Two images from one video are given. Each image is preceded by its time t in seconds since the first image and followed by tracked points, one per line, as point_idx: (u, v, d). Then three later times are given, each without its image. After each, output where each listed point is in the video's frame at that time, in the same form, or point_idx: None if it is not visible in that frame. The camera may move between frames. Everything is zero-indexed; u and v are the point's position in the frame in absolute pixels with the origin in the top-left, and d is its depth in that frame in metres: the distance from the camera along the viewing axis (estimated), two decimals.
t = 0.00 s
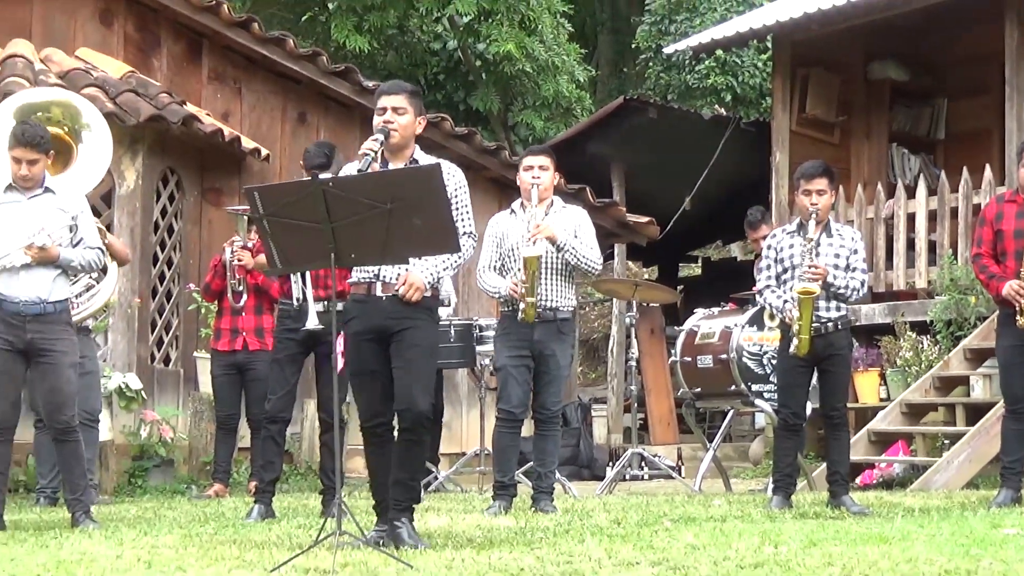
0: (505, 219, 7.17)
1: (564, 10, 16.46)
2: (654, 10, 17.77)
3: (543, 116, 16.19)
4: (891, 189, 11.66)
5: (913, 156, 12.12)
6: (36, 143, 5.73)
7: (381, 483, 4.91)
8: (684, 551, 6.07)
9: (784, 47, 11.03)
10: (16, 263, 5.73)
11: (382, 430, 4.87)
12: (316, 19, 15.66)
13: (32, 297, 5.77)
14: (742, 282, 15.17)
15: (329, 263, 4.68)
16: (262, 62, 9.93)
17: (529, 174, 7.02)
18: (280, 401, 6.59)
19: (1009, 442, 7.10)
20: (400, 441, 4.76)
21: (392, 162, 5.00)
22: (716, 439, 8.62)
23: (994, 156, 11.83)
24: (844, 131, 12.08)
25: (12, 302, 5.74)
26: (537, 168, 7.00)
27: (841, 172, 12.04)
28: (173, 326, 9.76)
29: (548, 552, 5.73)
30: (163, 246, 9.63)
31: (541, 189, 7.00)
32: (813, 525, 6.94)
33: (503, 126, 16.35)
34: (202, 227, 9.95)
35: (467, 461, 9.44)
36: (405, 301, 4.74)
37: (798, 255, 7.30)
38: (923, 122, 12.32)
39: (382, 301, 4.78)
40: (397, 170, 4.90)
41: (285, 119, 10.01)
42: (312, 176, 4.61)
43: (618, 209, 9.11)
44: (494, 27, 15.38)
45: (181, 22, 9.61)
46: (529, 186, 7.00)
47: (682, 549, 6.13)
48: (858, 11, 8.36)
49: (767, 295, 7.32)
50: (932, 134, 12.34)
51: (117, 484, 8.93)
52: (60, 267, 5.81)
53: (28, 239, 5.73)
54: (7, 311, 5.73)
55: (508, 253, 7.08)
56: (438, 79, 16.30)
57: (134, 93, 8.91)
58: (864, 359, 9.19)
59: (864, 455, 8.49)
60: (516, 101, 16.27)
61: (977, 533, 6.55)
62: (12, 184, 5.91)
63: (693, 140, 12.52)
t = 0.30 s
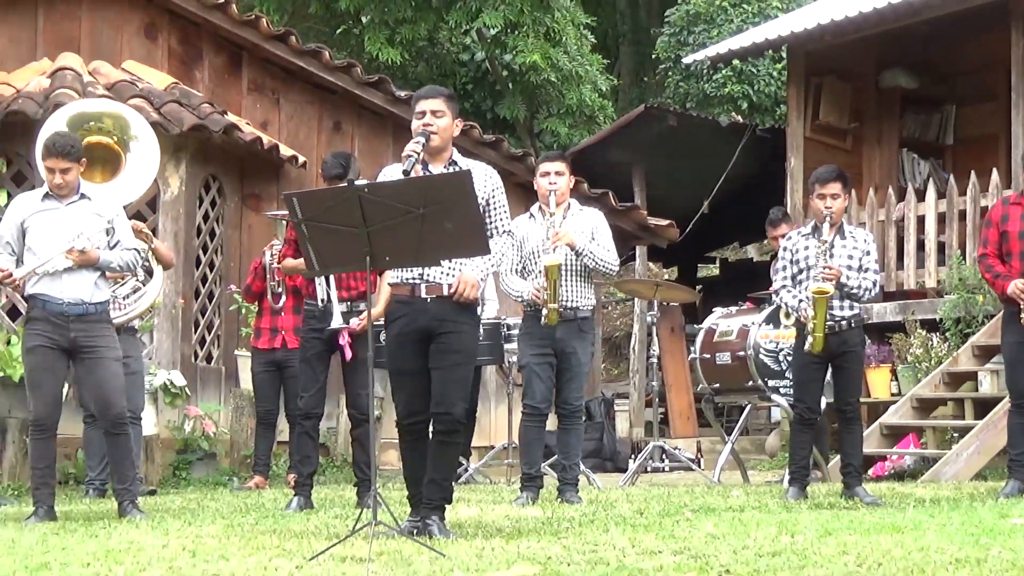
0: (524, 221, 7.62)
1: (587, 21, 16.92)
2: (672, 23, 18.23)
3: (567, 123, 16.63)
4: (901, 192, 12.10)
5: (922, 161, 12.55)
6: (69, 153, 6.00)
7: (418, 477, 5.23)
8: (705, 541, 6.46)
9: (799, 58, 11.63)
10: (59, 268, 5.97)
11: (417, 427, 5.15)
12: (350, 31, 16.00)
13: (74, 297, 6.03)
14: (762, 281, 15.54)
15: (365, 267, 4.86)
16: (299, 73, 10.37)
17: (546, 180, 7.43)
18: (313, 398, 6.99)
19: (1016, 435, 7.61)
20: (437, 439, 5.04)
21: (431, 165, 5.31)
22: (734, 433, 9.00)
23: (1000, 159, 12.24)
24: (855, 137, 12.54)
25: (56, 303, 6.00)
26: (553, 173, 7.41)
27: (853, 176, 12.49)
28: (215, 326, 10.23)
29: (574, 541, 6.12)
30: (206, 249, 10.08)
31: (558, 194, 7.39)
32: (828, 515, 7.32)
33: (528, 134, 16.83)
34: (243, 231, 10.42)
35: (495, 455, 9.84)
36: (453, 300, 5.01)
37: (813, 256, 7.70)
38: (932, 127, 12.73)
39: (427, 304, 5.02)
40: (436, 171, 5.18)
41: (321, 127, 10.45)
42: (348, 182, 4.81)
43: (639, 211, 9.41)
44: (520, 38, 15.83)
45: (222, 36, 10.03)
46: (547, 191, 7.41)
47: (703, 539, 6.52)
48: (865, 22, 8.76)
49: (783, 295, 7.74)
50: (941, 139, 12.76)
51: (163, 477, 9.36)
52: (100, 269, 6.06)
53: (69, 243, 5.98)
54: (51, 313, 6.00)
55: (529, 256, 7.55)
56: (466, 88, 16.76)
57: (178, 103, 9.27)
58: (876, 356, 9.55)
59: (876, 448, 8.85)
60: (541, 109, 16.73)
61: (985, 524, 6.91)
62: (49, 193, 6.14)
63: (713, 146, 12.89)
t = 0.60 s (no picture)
0: (540, 226, 8.08)
1: (605, 33, 17.43)
2: (688, 34, 19.16)
3: (587, 131, 17.11)
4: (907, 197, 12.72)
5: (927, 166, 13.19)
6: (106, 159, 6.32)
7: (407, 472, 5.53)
8: (719, 531, 6.86)
9: (808, 69, 12.11)
10: (98, 270, 6.32)
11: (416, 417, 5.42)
12: (378, 45, 16.59)
13: (114, 299, 6.39)
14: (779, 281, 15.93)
15: (394, 270, 5.18)
16: (330, 85, 10.83)
17: (559, 186, 7.87)
18: (339, 397, 7.45)
19: (1016, 430, 7.97)
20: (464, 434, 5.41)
21: (466, 171, 5.66)
22: (747, 428, 9.39)
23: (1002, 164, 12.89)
24: (863, 144, 13.15)
25: (97, 304, 6.36)
26: (566, 180, 7.85)
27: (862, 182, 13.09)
28: (250, 326, 10.70)
29: (594, 532, 6.53)
30: (241, 253, 10.55)
31: (571, 200, 7.83)
32: (838, 507, 7.71)
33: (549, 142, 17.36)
34: (277, 236, 10.89)
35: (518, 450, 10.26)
36: (485, 301, 5.43)
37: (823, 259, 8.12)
38: (937, 135, 13.38)
39: (462, 303, 5.40)
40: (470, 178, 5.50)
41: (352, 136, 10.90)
42: (377, 190, 5.10)
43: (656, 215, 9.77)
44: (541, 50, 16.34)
45: (257, 49, 10.49)
46: (561, 197, 7.85)
47: (718, 530, 6.92)
48: (871, 34, 9.15)
49: (794, 296, 8.17)
50: (945, 145, 13.41)
51: (201, 472, 9.80)
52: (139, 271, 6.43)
53: (108, 246, 6.33)
54: (92, 314, 6.35)
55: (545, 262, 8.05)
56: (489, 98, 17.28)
57: (215, 114, 9.69)
58: (883, 354, 9.94)
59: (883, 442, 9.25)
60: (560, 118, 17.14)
61: (989, 515, 7.28)
62: (88, 200, 6.49)
63: (729, 153, 13.30)
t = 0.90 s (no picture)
0: (556, 231, 8.55)
1: (620, 46, 18.04)
2: (699, 46, 19.61)
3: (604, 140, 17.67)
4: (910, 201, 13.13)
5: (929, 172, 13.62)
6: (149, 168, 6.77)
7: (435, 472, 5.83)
8: (733, 521, 7.28)
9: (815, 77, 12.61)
10: (144, 280, 6.72)
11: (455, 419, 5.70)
12: (404, 57, 17.06)
13: (160, 302, 6.81)
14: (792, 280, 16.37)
15: (421, 272, 5.42)
16: (358, 96, 11.32)
17: (573, 192, 8.36)
18: (369, 393, 7.95)
19: (1018, 424, 8.39)
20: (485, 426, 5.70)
21: (489, 175, 6.03)
22: (758, 423, 9.80)
23: (1002, 169, 13.31)
24: (868, 150, 13.55)
25: (143, 307, 6.78)
26: (580, 185, 8.33)
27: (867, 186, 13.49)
28: (283, 326, 11.19)
29: (613, 522, 6.97)
30: (274, 256, 11.04)
31: (585, 204, 8.34)
32: (847, 498, 8.13)
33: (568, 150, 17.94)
34: (308, 240, 11.38)
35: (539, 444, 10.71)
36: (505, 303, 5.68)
37: (831, 260, 8.58)
38: (939, 141, 13.84)
39: (486, 302, 5.67)
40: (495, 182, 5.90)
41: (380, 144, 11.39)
42: (405, 195, 5.34)
43: (669, 219, 10.17)
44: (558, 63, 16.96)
45: (290, 61, 11.01)
46: (575, 202, 8.35)
47: (731, 520, 7.34)
48: (874, 47, 9.59)
49: (805, 297, 8.66)
50: (947, 151, 13.85)
51: (238, 466, 10.26)
52: (182, 277, 6.84)
53: (151, 257, 6.73)
54: (139, 316, 6.78)
55: (560, 265, 8.53)
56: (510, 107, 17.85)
57: (249, 124, 10.15)
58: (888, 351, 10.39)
59: (889, 436, 9.67)
60: (579, 126, 17.97)
61: (992, 506, 7.68)
62: (133, 211, 6.89)
63: (742, 158, 13.72)
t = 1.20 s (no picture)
0: (573, 235, 8.99)
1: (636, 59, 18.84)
2: (713, 59, 20.32)
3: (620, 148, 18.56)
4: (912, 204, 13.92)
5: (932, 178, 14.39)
6: (209, 171, 7.32)
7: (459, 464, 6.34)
8: (745, 512, 7.73)
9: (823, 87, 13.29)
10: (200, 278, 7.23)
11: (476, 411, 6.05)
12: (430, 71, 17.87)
13: (214, 302, 7.29)
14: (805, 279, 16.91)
15: (447, 273, 5.74)
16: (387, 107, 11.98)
17: (590, 199, 8.77)
18: (401, 389, 8.47)
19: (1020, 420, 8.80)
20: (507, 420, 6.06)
21: (510, 185, 6.28)
22: (769, 418, 10.26)
23: (1002, 175, 14.02)
24: (874, 158, 14.54)
25: (198, 308, 7.28)
26: (596, 192, 8.74)
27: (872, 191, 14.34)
28: (316, 326, 11.71)
29: (631, 512, 7.45)
30: (308, 259, 11.58)
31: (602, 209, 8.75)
32: (854, 490, 8.59)
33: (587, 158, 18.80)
34: (340, 244, 11.90)
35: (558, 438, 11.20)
36: (532, 308, 6.05)
37: (838, 262, 9.05)
38: (942, 150, 14.64)
39: (513, 304, 6.01)
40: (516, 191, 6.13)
41: (408, 152, 12.05)
42: (432, 201, 5.64)
43: (683, 223, 10.62)
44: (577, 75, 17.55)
45: (322, 74, 11.69)
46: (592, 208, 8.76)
47: (744, 510, 7.79)
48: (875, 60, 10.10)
49: (813, 298, 9.12)
50: (950, 158, 14.62)
51: (273, 458, 10.80)
52: (237, 278, 7.32)
53: (208, 258, 7.20)
54: (193, 316, 7.27)
55: (578, 268, 8.94)
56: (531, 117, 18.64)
57: (284, 133, 10.68)
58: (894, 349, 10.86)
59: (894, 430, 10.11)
60: (597, 137, 18.63)
61: (994, 498, 8.09)
62: (193, 213, 7.45)
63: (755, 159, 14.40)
